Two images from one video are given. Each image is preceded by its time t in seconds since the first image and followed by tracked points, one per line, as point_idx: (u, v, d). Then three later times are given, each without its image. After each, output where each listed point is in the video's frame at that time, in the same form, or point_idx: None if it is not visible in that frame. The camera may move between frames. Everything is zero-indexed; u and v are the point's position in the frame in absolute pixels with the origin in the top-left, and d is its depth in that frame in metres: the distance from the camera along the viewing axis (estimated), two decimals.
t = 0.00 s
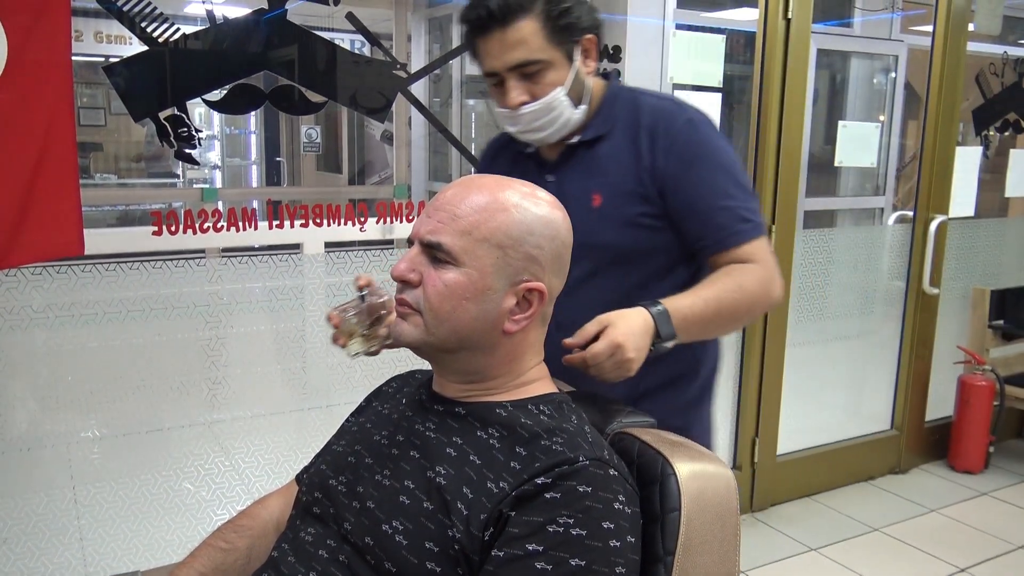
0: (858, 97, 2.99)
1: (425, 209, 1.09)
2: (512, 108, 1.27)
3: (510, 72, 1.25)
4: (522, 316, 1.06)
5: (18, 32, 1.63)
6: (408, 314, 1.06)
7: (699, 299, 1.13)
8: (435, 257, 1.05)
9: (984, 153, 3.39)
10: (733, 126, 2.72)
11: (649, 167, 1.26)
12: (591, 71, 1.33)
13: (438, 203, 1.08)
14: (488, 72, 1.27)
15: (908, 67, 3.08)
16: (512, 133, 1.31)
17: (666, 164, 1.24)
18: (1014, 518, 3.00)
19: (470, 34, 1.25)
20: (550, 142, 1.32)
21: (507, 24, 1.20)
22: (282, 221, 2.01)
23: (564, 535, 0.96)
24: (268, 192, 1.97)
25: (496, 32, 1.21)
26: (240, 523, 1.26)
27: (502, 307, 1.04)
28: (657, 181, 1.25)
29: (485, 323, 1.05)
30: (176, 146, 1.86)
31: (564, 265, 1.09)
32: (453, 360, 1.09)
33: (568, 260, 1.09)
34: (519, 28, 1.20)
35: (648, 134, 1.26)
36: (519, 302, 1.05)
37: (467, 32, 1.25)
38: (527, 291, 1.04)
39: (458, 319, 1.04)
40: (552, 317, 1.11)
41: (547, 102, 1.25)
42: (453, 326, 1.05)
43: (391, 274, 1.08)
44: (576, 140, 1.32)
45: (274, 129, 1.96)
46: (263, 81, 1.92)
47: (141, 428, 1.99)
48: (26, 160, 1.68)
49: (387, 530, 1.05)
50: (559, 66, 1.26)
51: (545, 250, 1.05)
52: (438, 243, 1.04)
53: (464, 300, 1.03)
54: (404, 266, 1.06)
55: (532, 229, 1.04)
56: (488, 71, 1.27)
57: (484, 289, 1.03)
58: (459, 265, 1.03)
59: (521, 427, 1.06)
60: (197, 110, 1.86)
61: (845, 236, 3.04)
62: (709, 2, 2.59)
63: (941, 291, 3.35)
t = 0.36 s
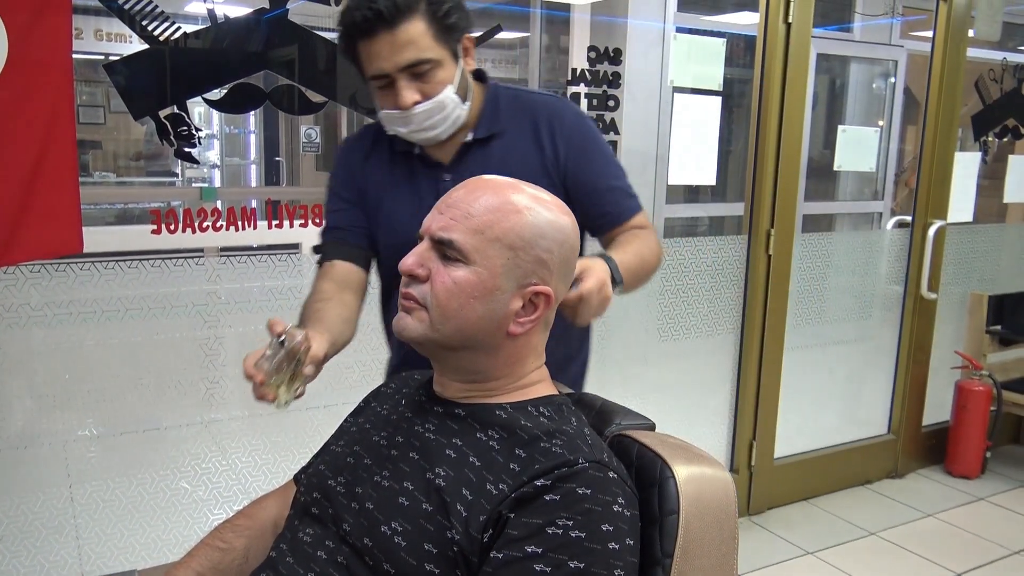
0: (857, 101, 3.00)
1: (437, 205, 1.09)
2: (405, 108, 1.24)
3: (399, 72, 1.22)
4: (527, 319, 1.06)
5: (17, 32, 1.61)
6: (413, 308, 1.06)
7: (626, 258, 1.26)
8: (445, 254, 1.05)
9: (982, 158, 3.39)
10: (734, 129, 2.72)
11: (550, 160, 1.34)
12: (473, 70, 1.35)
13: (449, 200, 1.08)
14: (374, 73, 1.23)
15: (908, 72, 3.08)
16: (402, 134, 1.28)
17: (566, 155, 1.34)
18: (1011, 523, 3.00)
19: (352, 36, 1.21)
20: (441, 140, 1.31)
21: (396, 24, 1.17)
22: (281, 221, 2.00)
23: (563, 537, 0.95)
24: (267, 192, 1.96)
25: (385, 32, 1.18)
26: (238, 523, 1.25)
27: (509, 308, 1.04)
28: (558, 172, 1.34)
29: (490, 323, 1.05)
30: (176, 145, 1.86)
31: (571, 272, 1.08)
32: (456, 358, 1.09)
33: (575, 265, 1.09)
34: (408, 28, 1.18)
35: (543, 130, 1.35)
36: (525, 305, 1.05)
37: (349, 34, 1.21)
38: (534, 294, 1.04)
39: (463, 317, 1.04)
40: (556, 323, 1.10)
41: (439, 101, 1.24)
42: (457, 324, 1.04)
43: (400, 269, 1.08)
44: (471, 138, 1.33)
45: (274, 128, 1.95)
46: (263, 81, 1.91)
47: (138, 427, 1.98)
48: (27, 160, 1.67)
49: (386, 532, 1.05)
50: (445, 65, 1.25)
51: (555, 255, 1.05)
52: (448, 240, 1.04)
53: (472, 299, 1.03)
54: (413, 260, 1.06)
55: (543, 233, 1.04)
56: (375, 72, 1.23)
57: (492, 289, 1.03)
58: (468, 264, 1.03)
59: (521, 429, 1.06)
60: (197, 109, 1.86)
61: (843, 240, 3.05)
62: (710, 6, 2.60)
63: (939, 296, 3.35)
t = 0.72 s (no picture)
0: (857, 103, 3.00)
1: (440, 204, 1.09)
2: (345, 109, 1.19)
3: (338, 71, 1.17)
4: (527, 319, 1.07)
5: (17, 33, 1.60)
6: (413, 305, 1.06)
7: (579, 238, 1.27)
8: (446, 252, 1.05)
9: (982, 160, 3.39)
10: (733, 130, 2.72)
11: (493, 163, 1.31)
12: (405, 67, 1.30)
13: (452, 199, 1.08)
14: (311, 72, 1.18)
15: (907, 73, 3.09)
16: (340, 136, 1.22)
17: (508, 160, 1.32)
18: (1011, 525, 3.00)
19: (284, 33, 1.15)
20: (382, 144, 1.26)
21: (334, 20, 1.12)
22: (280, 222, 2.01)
23: (563, 538, 0.95)
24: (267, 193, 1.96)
25: (323, 28, 1.13)
26: (237, 523, 1.25)
27: (510, 307, 1.04)
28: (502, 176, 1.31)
29: (490, 321, 1.05)
30: (176, 146, 1.86)
31: (572, 273, 1.09)
32: (455, 356, 1.09)
33: (576, 267, 1.09)
34: (347, 25, 1.14)
35: (485, 132, 1.32)
36: (525, 305, 1.06)
37: (282, 30, 1.15)
38: (534, 294, 1.05)
39: (463, 315, 1.04)
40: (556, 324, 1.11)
41: (382, 101, 1.21)
42: (457, 322, 1.04)
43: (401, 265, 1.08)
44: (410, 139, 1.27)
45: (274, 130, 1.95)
46: (263, 82, 1.91)
47: (137, 429, 1.98)
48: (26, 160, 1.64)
49: (385, 532, 1.05)
50: (385, 64, 1.22)
51: (556, 256, 1.05)
52: (451, 238, 1.04)
53: (472, 296, 1.03)
54: (414, 257, 1.06)
55: (545, 233, 1.04)
56: (312, 72, 1.17)
57: (492, 287, 1.03)
58: (469, 261, 1.03)
59: (520, 430, 1.06)
60: (197, 110, 1.86)
61: (843, 242, 3.05)
62: (710, 7, 2.60)
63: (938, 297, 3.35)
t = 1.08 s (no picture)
0: (852, 104, 3.01)
1: (427, 207, 1.12)
2: (263, 117, 1.07)
3: (253, 76, 1.06)
4: (512, 317, 1.08)
5: (16, 32, 1.60)
6: (399, 305, 1.08)
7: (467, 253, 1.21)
8: (431, 252, 1.08)
9: (977, 160, 3.40)
10: (729, 131, 2.73)
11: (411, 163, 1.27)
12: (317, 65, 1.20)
13: (439, 201, 1.11)
14: (218, 78, 1.04)
15: (902, 73, 3.09)
16: (254, 148, 1.10)
17: (424, 158, 1.29)
18: (1007, 524, 3.01)
19: (185, 33, 1.01)
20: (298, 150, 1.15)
21: (247, 20, 1.01)
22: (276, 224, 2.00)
23: (555, 538, 0.96)
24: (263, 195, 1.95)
25: (236, 28, 1.00)
26: (232, 526, 1.23)
27: (494, 305, 1.07)
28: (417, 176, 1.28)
29: (474, 319, 1.07)
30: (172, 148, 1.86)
31: (559, 272, 1.11)
32: (442, 355, 1.11)
33: (563, 267, 1.11)
34: (263, 25, 1.02)
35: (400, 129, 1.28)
36: (510, 303, 1.07)
37: (183, 31, 1.01)
38: (519, 292, 1.07)
39: (447, 313, 1.06)
40: (544, 324, 1.12)
41: (301, 108, 1.11)
42: (441, 320, 1.06)
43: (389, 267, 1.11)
44: (326, 143, 1.19)
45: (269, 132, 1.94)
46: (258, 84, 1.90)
47: (133, 431, 1.99)
48: (24, 159, 1.64)
49: (378, 533, 1.05)
50: (300, 65, 1.11)
51: (540, 254, 1.07)
52: (436, 237, 1.07)
53: (456, 294, 1.05)
54: (401, 257, 1.09)
55: (529, 232, 1.07)
56: (222, 78, 1.04)
57: (476, 285, 1.05)
58: (453, 260, 1.06)
59: (513, 430, 1.06)
60: (192, 112, 1.85)
61: (838, 242, 3.05)
62: (705, 8, 2.61)
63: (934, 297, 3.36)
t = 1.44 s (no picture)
0: (850, 106, 3.01)
1: (422, 216, 1.14)
2: (137, 123, 0.99)
3: (128, 76, 0.97)
4: (507, 321, 1.09)
5: None
6: (396, 312, 1.10)
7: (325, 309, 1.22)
8: (425, 259, 1.09)
9: (975, 161, 3.41)
10: (727, 135, 2.74)
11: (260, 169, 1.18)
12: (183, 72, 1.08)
13: (435, 210, 1.12)
14: (81, 78, 0.94)
15: (899, 76, 3.10)
16: (122, 157, 1.00)
17: (273, 163, 1.20)
18: (1011, 526, 3.00)
19: (45, 24, 0.91)
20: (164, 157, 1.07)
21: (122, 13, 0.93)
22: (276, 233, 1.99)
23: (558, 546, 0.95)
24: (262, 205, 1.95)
25: (111, 22, 0.92)
26: (235, 537, 1.22)
27: (487, 309, 1.07)
28: (265, 183, 1.19)
29: (469, 324, 1.08)
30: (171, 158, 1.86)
31: (554, 276, 1.11)
32: (439, 362, 1.11)
33: (559, 272, 1.12)
34: (135, 20, 0.94)
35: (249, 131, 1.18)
36: (504, 307, 1.08)
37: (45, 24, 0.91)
38: (512, 295, 1.07)
39: (442, 318, 1.07)
40: (541, 329, 1.13)
41: (175, 112, 1.04)
42: (436, 326, 1.07)
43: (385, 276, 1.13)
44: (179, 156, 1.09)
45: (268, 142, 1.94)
46: (258, 93, 1.90)
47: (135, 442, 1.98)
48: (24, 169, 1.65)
49: (382, 542, 1.05)
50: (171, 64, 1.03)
51: (533, 258, 1.08)
52: (429, 244, 1.09)
53: (449, 299, 1.07)
54: (396, 265, 1.10)
55: (521, 235, 1.08)
56: (90, 77, 0.94)
57: (468, 290, 1.06)
58: (446, 266, 1.07)
59: (515, 438, 1.06)
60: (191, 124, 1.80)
61: (838, 245, 3.05)
62: (702, 13, 2.62)
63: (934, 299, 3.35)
